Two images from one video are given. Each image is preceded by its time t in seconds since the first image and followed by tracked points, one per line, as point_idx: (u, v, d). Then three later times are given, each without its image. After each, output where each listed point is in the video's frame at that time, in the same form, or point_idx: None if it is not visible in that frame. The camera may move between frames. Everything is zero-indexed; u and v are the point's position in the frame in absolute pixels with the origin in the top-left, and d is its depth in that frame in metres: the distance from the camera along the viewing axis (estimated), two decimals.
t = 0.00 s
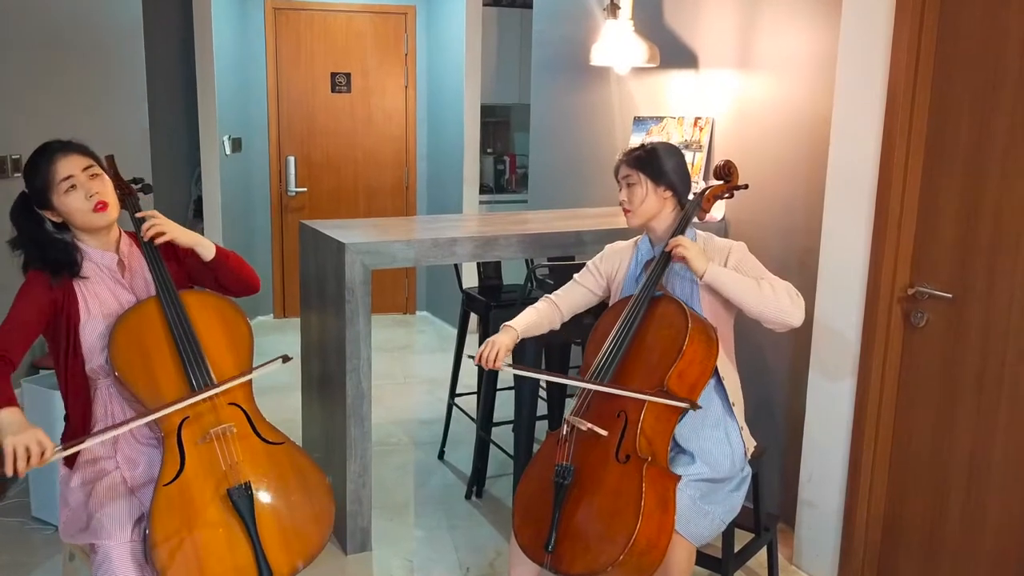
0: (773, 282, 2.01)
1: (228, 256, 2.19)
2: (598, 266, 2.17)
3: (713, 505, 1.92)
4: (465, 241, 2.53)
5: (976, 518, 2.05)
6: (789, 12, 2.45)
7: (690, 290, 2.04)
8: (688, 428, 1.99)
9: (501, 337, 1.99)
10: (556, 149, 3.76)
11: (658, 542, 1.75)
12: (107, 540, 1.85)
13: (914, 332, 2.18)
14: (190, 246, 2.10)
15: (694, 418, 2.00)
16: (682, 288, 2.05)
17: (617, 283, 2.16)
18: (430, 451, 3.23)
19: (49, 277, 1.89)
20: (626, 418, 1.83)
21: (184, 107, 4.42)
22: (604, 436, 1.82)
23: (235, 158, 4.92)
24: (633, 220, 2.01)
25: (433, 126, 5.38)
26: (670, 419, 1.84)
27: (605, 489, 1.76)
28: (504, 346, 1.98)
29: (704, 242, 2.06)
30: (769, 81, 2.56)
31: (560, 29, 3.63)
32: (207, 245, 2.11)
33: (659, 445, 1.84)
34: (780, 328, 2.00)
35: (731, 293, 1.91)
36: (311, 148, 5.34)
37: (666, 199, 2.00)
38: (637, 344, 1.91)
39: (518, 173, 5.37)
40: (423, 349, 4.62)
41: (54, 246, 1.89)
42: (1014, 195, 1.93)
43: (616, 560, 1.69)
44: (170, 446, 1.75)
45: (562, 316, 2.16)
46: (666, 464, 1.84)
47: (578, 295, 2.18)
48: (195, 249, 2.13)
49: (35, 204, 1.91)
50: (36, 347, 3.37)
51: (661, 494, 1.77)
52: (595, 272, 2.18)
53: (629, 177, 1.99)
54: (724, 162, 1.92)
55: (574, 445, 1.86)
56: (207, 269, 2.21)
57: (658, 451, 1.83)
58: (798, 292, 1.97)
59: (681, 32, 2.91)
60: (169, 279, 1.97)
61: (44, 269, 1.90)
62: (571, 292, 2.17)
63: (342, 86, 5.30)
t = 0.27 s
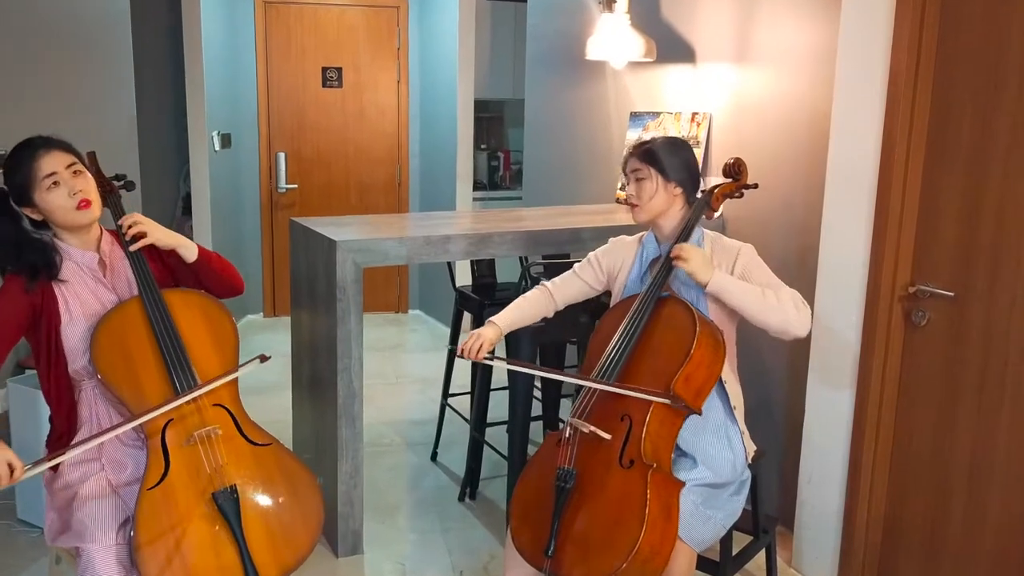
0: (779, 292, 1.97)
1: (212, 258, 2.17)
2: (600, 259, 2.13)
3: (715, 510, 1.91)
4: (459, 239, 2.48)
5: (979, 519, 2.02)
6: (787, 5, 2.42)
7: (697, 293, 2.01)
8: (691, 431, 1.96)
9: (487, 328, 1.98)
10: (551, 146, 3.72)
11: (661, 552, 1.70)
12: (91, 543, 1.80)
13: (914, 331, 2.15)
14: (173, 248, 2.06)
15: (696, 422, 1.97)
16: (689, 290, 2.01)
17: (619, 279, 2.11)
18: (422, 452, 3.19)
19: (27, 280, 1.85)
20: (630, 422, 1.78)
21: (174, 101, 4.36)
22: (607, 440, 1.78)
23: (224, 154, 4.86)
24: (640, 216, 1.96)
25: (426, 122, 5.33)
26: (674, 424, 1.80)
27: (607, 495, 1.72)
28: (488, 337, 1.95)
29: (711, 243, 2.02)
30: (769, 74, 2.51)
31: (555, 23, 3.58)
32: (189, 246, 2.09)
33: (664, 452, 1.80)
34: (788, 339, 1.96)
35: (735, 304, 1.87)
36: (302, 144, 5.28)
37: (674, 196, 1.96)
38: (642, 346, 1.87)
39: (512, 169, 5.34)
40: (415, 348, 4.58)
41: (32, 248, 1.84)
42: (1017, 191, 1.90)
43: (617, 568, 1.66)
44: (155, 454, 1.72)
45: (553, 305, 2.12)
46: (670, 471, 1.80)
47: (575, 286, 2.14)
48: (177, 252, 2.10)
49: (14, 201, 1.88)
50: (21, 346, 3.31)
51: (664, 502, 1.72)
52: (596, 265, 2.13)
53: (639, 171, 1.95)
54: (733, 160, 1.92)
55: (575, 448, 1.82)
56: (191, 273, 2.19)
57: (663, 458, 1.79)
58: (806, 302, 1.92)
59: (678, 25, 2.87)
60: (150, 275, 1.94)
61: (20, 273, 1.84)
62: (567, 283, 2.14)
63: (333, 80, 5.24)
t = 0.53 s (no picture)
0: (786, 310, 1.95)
1: (200, 252, 2.14)
2: (605, 252, 2.10)
3: (720, 515, 1.91)
4: (452, 237, 2.44)
5: (981, 521, 1.98)
6: None
7: (710, 296, 1.98)
8: (697, 437, 1.95)
9: (472, 318, 1.96)
10: (545, 142, 3.68)
11: (667, 562, 1.70)
12: (76, 545, 1.76)
13: (915, 331, 2.11)
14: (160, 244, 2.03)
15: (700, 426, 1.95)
16: (702, 293, 2.00)
17: (625, 272, 2.07)
18: (415, 453, 3.14)
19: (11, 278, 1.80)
20: (639, 428, 1.77)
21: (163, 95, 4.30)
22: (614, 445, 1.77)
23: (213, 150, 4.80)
24: (656, 210, 1.93)
25: (419, 117, 5.28)
26: (682, 432, 1.79)
27: (613, 502, 1.71)
28: (473, 325, 1.95)
29: (725, 243, 1.98)
30: (768, 67, 2.47)
31: (550, 17, 3.54)
32: (177, 243, 2.05)
33: (672, 460, 1.79)
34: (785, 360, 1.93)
35: (748, 314, 1.84)
36: (291, 140, 5.22)
37: (692, 193, 1.94)
38: (653, 350, 1.86)
39: (506, 165, 5.28)
40: (407, 347, 4.53)
41: (14, 245, 1.80)
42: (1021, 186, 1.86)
43: None
44: (141, 455, 1.68)
45: (556, 298, 2.13)
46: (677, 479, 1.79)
47: (578, 277, 2.12)
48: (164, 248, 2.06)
49: None
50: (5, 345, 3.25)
51: (671, 513, 1.71)
52: (601, 258, 2.11)
53: (662, 166, 1.92)
54: (752, 159, 1.91)
55: (581, 454, 1.80)
56: (177, 269, 2.14)
57: (672, 466, 1.78)
58: (805, 330, 1.90)
59: (675, 19, 2.83)
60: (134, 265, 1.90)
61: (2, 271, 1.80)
62: (571, 274, 2.12)
63: (325, 75, 5.18)
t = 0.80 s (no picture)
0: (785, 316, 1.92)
1: (188, 237, 2.13)
2: (604, 251, 2.06)
3: (720, 519, 1.87)
4: (445, 234, 2.39)
5: (984, 523, 1.95)
6: None
7: (713, 296, 1.95)
8: (697, 440, 1.92)
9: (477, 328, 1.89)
10: (540, 138, 3.63)
11: (668, 567, 1.65)
12: (63, 548, 1.70)
13: (916, 330, 2.07)
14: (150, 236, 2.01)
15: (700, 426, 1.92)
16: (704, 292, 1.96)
17: (623, 272, 2.03)
18: (407, 455, 3.09)
19: None
20: (639, 431, 1.75)
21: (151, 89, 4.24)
22: (613, 448, 1.74)
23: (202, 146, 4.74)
24: (668, 209, 1.89)
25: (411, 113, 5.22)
26: (683, 434, 1.77)
27: (612, 505, 1.67)
28: (477, 338, 1.87)
29: (728, 241, 1.93)
30: (766, 60, 2.43)
31: (545, 11, 3.49)
32: (168, 232, 2.04)
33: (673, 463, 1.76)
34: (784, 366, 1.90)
35: (751, 318, 1.81)
36: (281, 136, 5.16)
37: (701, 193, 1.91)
38: (654, 351, 1.83)
39: (500, 162, 5.14)
40: (399, 347, 4.49)
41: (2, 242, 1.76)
42: None
43: None
44: (128, 456, 1.64)
45: (555, 300, 2.06)
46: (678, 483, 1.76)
47: (576, 277, 2.07)
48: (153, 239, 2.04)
49: None
50: None
51: (671, 517, 1.68)
52: (599, 257, 2.07)
53: (677, 164, 1.87)
54: (757, 157, 1.90)
55: (580, 455, 1.77)
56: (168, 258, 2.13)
57: (672, 470, 1.74)
58: (805, 337, 1.87)
59: (672, 13, 2.79)
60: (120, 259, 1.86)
61: None
62: (569, 274, 2.07)
63: (315, 70, 5.13)
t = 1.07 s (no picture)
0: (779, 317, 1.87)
1: (179, 228, 2.09)
2: (597, 248, 2.00)
3: (716, 521, 1.83)
4: (437, 231, 2.35)
5: (986, 526, 1.91)
6: None
7: (708, 295, 1.91)
8: (693, 439, 1.88)
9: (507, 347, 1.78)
10: (534, 133, 3.59)
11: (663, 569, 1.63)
12: (50, 551, 1.66)
13: (918, 329, 2.04)
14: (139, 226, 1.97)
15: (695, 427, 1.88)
16: (699, 291, 1.92)
17: (617, 272, 1.99)
18: (399, 456, 3.05)
19: None
20: (633, 431, 1.71)
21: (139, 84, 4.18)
22: (608, 448, 1.70)
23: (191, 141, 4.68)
24: (671, 212, 1.85)
25: (403, 109, 5.17)
26: (678, 435, 1.73)
27: (607, 506, 1.64)
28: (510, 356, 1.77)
29: (722, 238, 1.89)
30: (766, 53, 2.39)
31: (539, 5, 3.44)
32: (157, 222, 1.99)
33: (667, 463, 1.73)
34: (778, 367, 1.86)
35: (746, 317, 1.76)
36: (271, 131, 5.10)
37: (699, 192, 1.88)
38: (648, 349, 1.79)
39: (494, 158, 5.10)
40: (391, 346, 4.44)
41: None
42: None
43: None
44: (118, 457, 1.61)
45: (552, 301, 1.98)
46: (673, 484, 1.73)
47: (571, 275, 1.99)
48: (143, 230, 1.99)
49: None
50: None
51: (666, 518, 1.64)
52: (592, 254, 2.00)
53: (681, 167, 1.82)
54: (753, 153, 1.87)
55: (573, 457, 1.73)
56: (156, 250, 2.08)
57: (667, 470, 1.71)
58: (795, 339, 1.83)
59: (669, 5, 2.74)
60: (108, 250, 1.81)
61: None
62: (563, 272, 1.99)
63: (305, 64, 5.06)
